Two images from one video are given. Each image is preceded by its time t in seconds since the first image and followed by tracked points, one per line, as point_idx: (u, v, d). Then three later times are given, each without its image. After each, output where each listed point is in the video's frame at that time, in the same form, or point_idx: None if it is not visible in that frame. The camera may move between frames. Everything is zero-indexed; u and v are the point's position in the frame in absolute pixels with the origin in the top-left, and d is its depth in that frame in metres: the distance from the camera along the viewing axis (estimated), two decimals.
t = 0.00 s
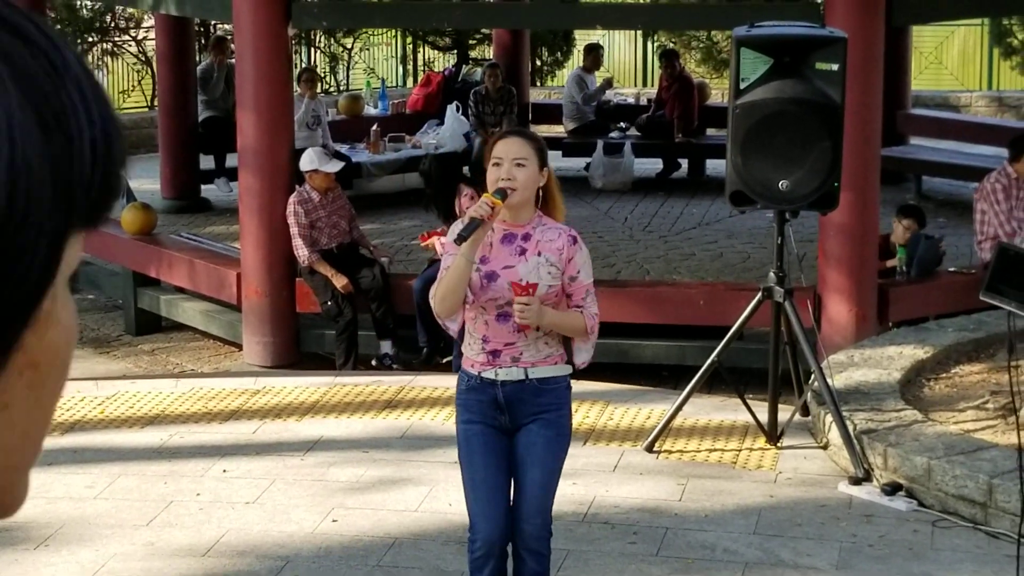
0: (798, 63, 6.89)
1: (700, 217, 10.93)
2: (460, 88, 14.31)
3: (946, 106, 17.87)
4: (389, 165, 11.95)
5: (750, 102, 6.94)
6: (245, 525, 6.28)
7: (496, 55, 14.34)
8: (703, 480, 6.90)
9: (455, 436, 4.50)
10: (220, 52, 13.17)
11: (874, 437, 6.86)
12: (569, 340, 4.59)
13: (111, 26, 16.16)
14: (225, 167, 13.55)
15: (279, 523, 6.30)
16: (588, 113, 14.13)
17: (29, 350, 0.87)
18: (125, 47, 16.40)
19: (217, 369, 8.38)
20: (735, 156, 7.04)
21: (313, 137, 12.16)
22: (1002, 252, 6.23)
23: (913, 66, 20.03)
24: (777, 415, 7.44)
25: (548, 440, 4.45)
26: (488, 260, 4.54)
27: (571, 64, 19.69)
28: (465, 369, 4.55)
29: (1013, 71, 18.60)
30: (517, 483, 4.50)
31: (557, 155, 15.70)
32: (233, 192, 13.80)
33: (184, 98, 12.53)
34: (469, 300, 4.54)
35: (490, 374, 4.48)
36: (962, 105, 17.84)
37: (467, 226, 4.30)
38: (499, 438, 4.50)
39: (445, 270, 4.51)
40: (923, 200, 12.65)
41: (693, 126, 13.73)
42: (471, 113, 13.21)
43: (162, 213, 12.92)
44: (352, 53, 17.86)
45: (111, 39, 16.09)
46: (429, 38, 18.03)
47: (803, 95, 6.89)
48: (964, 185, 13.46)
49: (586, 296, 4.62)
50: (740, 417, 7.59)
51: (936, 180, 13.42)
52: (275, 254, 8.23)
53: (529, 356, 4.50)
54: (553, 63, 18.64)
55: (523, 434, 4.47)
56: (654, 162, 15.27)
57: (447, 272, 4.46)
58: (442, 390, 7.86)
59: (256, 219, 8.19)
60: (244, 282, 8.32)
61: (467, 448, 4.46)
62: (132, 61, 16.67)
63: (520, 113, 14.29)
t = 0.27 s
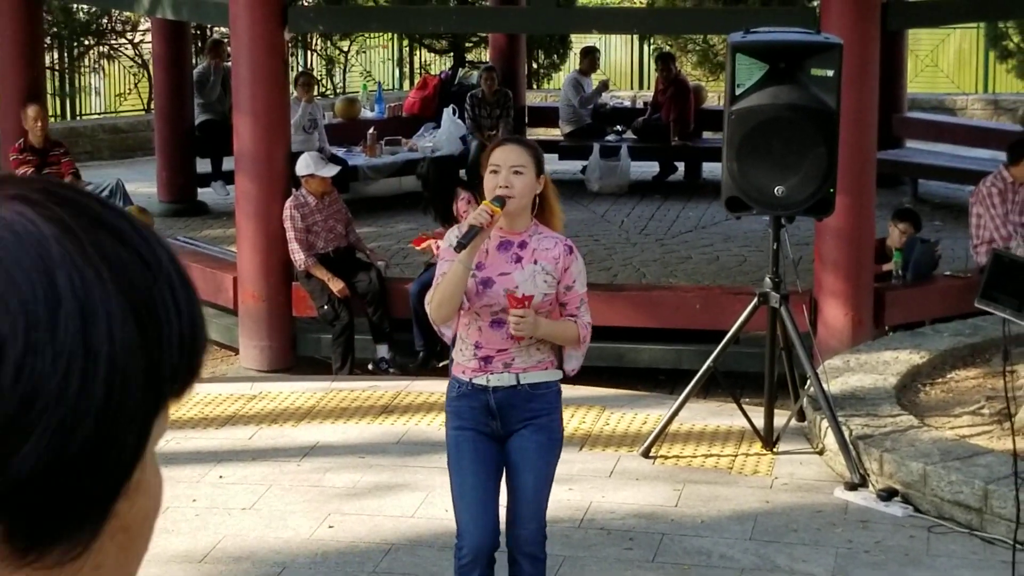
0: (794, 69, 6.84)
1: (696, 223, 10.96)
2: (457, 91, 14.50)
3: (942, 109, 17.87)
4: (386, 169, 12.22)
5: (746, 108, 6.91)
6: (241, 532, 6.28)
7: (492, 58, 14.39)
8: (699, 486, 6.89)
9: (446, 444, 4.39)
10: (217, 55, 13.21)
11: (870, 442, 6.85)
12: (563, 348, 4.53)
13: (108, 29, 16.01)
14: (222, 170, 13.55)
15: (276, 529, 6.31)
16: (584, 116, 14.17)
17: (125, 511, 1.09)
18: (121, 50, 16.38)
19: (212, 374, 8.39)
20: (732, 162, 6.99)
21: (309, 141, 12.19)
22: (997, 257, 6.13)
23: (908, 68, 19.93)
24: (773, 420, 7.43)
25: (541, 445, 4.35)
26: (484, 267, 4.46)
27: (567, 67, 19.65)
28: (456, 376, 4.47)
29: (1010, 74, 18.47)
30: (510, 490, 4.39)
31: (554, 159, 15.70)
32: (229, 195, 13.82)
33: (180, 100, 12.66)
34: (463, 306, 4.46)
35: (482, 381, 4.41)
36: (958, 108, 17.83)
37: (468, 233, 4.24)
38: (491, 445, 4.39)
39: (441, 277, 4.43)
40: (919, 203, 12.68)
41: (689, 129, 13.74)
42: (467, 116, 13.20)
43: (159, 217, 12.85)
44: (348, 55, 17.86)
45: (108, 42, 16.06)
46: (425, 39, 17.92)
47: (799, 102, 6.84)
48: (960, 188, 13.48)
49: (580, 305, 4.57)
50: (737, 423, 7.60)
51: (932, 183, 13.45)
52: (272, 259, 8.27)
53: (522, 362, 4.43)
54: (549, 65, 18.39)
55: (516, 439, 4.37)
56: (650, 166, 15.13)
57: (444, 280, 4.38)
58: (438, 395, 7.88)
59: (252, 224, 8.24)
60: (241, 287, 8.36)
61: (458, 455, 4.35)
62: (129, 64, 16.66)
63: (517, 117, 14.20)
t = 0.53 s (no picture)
0: (784, 73, 6.67)
1: (686, 228, 10.99)
2: (447, 94, 14.36)
3: (933, 110, 17.88)
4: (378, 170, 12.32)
5: (737, 112, 6.73)
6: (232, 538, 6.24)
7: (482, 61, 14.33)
8: (691, 489, 6.84)
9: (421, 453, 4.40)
10: (208, 57, 13.20)
11: (862, 446, 6.78)
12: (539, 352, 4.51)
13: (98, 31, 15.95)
14: (212, 173, 13.53)
15: (268, 533, 6.28)
16: (575, 118, 14.21)
17: (225, 511, 1.14)
18: (112, 52, 16.31)
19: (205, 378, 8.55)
20: (722, 165, 6.81)
21: (300, 143, 12.19)
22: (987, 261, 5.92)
23: (899, 69, 19.89)
24: (764, 424, 7.44)
25: (518, 449, 4.38)
26: (463, 273, 4.44)
27: (558, 69, 19.59)
28: (430, 383, 4.43)
29: (1000, 74, 18.47)
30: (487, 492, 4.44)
31: (544, 161, 15.69)
32: (220, 198, 13.81)
33: (171, 102, 12.69)
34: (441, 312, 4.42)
35: (459, 388, 4.39)
36: (949, 108, 17.84)
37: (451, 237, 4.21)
38: (468, 451, 4.41)
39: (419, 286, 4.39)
40: (910, 204, 12.70)
41: (679, 131, 13.69)
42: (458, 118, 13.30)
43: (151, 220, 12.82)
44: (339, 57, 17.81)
45: (98, 44, 16.00)
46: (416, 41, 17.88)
47: (790, 105, 6.66)
48: (950, 189, 13.51)
49: (554, 311, 4.57)
50: (728, 426, 7.61)
51: (922, 185, 13.47)
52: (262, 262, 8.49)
53: (499, 367, 4.42)
54: (540, 67, 18.30)
55: (493, 443, 4.40)
56: (641, 167, 15.20)
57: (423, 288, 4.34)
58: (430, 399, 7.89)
59: (243, 226, 8.52)
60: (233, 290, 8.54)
61: (434, 464, 4.37)
62: (119, 67, 16.62)
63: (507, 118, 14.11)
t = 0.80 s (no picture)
0: (780, 75, 6.61)
1: (683, 230, 11.02)
2: (445, 96, 14.60)
3: (929, 111, 17.90)
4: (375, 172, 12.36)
5: (733, 114, 6.67)
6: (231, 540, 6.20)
7: (481, 65, 14.36)
8: (689, 492, 6.82)
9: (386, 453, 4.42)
10: (205, 60, 13.23)
11: (859, 448, 6.74)
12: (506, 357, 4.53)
13: (96, 34, 15.93)
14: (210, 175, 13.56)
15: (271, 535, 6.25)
16: (572, 119, 14.23)
17: None
18: (109, 55, 16.25)
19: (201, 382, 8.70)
20: (717, 169, 6.75)
21: (297, 145, 12.21)
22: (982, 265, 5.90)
23: (896, 70, 19.89)
24: (761, 426, 7.45)
25: (484, 456, 4.42)
26: (437, 276, 4.46)
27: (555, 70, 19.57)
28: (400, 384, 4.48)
29: (997, 75, 18.49)
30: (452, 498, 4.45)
31: (541, 163, 15.71)
32: (218, 201, 13.84)
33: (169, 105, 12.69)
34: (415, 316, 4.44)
35: (430, 389, 4.45)
36: (945, 109, 17.86)
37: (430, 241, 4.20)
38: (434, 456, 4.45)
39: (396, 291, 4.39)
40: (906, 206, 12.74)
41: (677, 132, 13.78)
42: (455, 120, 13.33)
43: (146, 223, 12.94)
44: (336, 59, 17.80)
45: (96, 47, 15.99)
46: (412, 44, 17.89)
47: (786, 108, 6.60)
48: (947, 191, 13.54)
49: (525, 313, 4.56)
50: (725, 429, 7.61)
51: (918, 186, 13.50)
52: (260, 265, 8.62)
53: (470, 371, 4.47)
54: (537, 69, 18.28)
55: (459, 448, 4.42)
56: (638, 168, 15.24)
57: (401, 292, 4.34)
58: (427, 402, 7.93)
59: (241, 230, 8.57)
60: (230, 294, 8.72)
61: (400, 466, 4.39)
62: (116, 69, 16.63)
63: (506, 122, 14.21)
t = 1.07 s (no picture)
0: (779, 88, 6.61)
1: (683, 242, 11.02)
2: (445, 109, 14.64)
3: (928, 122, 17.92)
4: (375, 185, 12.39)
5: (732, 127, 6.67)
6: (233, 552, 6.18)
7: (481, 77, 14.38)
8: (689, 505, 6.80)
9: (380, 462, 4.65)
10: (205, 75, 13.25)
11: (860, 460, 6.73)
12: (487, 362, 4.70)
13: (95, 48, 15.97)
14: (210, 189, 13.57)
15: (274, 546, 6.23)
16: (572, 132, 14.21)
17: None
18: (109, 69, 16.32)
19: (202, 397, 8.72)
20: (717, 181, 6.74)
21: (298, 158, 12.24)
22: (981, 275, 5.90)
23: (896, 81, 19.89)
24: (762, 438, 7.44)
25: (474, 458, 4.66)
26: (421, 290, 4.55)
27: (555, 83, 19.59)
28: (389, 395, 4.66)
29: (996, 86, 18.50)
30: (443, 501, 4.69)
31: (542, 175, 15.72)
32: (218, 214, 13.86)
33: (169, 118, 12.73)
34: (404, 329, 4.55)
35: (421, 400, 4.64)
36: (945, 120, 17.87)
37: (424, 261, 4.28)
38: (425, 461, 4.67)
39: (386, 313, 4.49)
40: (906, 216, 12.75)
41: (677, 143, 13.82)
42: (456, 133, 13.32)
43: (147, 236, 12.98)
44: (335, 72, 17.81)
45: (95, 61, 16.03)
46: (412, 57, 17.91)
47: (785, 120, 6.60)
48: (947, 201, 13.55)
49: (504, 318, 4.70)
50: (726, 441, 7.60)
51: (918, 197, 13.51)
52: (261, 280, 8.65)
53: (458, 380, 4.68)
54: (536, 81, 18.33)
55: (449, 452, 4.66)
56: (638, 180, 15.24)
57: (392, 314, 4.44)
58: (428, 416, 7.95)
59: (241, 244, 8.61)
60: (231, 307, 8.75)
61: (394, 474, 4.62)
62: (116, 83, 16.66)
63: (506, 134, 14.22)
